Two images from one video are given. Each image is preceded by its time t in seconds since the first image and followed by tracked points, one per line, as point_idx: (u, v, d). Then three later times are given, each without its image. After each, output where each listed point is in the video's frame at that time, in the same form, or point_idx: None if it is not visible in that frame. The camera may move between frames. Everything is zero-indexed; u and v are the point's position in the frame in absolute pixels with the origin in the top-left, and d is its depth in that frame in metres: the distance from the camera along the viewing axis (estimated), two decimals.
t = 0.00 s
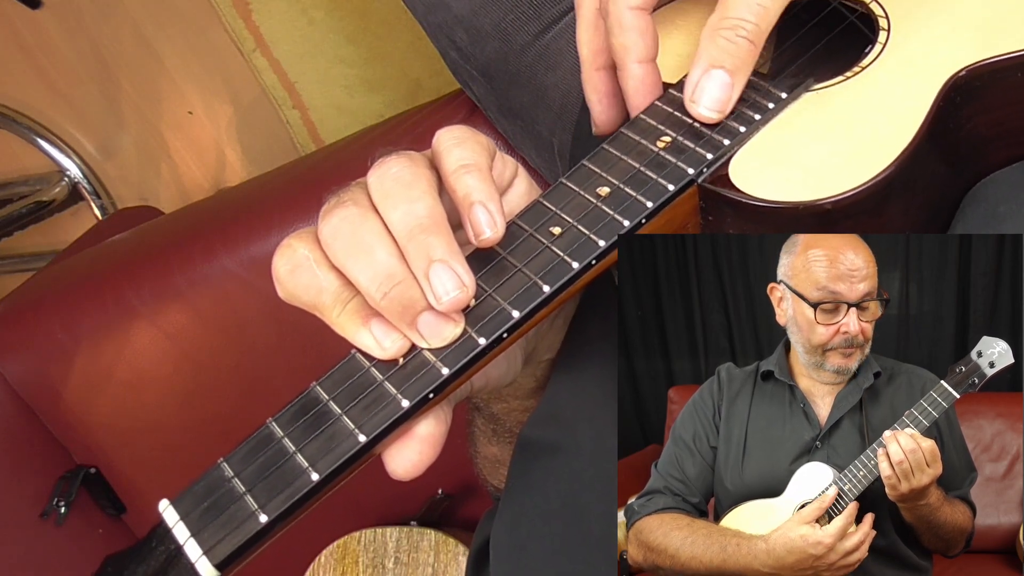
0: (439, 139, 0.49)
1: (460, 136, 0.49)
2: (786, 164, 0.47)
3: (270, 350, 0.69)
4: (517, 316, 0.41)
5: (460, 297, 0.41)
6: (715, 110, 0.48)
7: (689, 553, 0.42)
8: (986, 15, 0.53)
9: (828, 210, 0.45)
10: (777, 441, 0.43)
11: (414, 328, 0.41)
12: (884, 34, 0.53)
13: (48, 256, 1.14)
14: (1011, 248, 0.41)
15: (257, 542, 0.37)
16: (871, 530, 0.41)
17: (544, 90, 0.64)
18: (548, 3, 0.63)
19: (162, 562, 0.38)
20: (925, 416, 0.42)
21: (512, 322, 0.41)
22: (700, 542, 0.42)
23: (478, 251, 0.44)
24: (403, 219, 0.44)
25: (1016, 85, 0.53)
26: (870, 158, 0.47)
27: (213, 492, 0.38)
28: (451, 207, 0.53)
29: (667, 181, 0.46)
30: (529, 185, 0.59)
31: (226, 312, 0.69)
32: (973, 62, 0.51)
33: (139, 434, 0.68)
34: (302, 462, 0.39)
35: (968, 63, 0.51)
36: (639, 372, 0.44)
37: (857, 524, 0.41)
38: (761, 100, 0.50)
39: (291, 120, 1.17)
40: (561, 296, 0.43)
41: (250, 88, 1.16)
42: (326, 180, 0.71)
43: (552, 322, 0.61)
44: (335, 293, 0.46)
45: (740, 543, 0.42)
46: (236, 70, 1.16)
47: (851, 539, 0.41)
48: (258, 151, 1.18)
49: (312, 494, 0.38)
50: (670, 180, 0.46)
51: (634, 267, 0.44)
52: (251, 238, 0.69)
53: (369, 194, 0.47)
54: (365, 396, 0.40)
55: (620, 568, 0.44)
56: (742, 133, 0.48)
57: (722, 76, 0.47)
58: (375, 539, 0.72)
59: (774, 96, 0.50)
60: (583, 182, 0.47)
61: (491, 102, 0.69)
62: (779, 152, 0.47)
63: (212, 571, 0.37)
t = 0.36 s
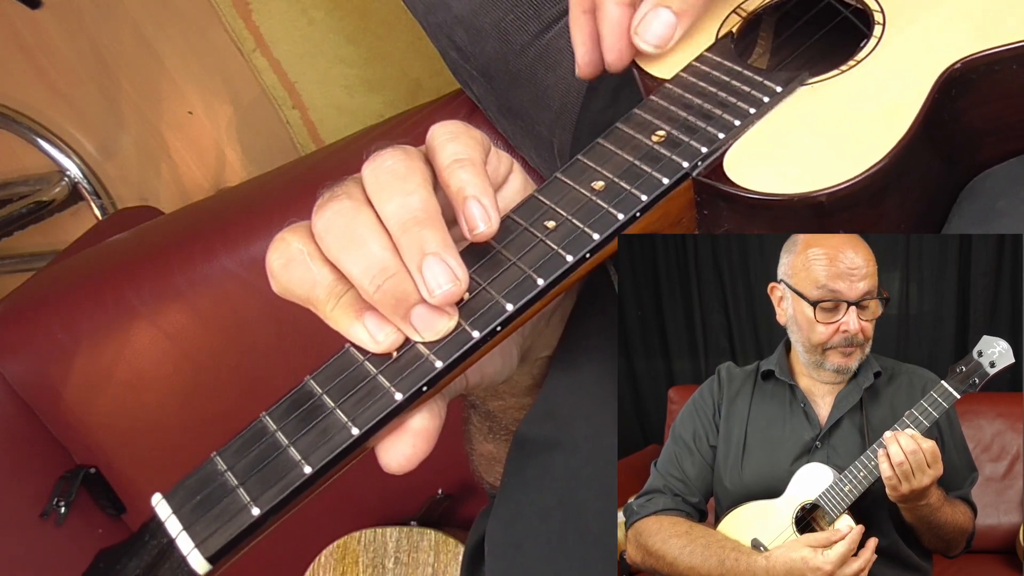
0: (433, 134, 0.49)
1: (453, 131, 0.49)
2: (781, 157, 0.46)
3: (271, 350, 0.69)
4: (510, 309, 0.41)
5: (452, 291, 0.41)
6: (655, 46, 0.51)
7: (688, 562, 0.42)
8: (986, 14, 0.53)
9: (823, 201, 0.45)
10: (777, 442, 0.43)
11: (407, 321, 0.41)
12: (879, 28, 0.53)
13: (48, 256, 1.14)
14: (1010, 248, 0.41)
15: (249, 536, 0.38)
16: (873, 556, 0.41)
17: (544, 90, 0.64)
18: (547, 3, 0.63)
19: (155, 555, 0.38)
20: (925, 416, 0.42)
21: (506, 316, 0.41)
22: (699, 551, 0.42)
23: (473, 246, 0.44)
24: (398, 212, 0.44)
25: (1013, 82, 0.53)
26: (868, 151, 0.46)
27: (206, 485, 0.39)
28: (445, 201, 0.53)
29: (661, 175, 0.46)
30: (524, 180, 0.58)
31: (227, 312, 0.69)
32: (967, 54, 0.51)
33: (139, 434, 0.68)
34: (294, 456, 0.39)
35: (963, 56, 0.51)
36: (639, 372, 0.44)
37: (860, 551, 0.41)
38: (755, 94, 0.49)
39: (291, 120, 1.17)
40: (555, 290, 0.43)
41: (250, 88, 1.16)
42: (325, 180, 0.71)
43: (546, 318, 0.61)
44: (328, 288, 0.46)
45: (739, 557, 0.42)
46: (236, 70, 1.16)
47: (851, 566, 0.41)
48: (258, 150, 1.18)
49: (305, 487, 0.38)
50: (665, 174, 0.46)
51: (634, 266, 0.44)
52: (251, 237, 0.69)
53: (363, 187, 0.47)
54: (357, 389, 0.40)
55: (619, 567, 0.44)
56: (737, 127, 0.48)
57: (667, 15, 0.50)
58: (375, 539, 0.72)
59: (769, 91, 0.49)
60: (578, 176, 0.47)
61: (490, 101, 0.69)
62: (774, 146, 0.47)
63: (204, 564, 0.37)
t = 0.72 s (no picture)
0: (423, 128, 0.49)
1: (443, 125, 0.48)
2: (771, 153, 0.47)
3: (271, 350, 0.69)
4: (499, 304, 0.41)
5: (442, 284, 0.40)
6: (690, 93, 0.47)
7: (689, 553, 0.42)
8: (984, 15, 0.53)
9: (813, 198, 0.45)
10: (777, 441, 0.43)
11: (395, 315, 0.41)
12: (873, 25, 0.53)
13: (48, 256, 1.14)
14: (1010, 248, 0.42)
15: (238, 527, 0.37)
16: (873, 530, 0.41)
17: (544, 91, 0.64)
18: (547, 4, 0.64)
19: (143, 546, 0.37)
20: (928, 417, 0.42)
21: (495, 310, 0.41)
22: (700, 542, 0.42)
23: (462, 241, 0.44)
24: (386, 206, 0.44)
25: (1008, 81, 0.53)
26: (859, 149, 0.47)
27: (193, 476, 0.38)
28: (437, 196, 0.52)
29: (652, 171, 0.45)
30: (516, 175, 0.58)
31: (228, 313, 0.69)
32: (960, 52, 0.51)
33: (140, 434, 0.68)
34: (282, 448, 0.38)
35: (954, 54, 0.51)
36: (639, 372, 0.44)
37: (858, 524, 0.41)
38: (748, 90, 0.49)
39: (291, 120, 1.17)
40: (544, 285, 0.42)
41: (250, 88, 1.16)
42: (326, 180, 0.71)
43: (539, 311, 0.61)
44: (317, 281, 0.46)
45: (741, 542, 0.42)
46: (236, 70, 1.16)
47: (853, 539, 0.41)
48: (258, 151, 1.18)
49: (293, 479, 0.38)
50: (655, 170, 0.45)
51: (634, 265, 0.44)
52: (251, 237, 0.69)
53: (353, 180, 0.47)
54: (346, 382, 0.40)
55: (620, 567, 0.44)
56: (727, 123, 0.47)
57: (700, 59, 0.46)
58: (375, 539, 0.72)
59: (761, 87, 0.49)
60: (569, 171, 0.46)
61: (490, 102, 0.69)
62: (769, 143, 0.47)
63: (191, 556, 0.36)
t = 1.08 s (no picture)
0: (428, 124, 0.49)
1: (448, 121, 0.48)
2: (772, 146, 0.46)
3: (271, 350, 0.69)
4: (506, 296, 0.41)
5: (449, 276, 0.40)
6: (657, 33, 0.52)
7: (687, 566, 0.42)
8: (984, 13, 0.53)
9: (817, 189, 0.45)
10: (777, 442, 0.43)
11: (402, 307, 0.41)
12: (876, 20, 0.53)
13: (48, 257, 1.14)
14: (1010, 248, 0.42)
15: (248, 516, 0.37)
16: (874, 558, 0.41)
17: (544, 89, 0.65)
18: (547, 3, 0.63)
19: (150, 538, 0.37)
20: (926, 418, 0.42)
21: (502, 301, 0.40)
22: (698, 554, 0.42)
23: (468, 236, 0.43)
24: (392, 199, 0.44)
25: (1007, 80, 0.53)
26: (860, 144, 0.46)
27: (201, 468, 0.38)
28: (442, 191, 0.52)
29: (657, 164, 0.45)
30: (520, 170, 0.58)
31: (228, 313, 0.69)
32: (961, 46, 0.51)
33: (140, 434, 0.68)
34: (290, 439, 0.38)
35: (959, 47, 0.51)
36: (639, 372, 0.44)
37: (860, 554, 0.41)
38: (752, 85, 0.49)
39: (291, 120, 1.17)
40: (550, 277, 0.42)
41: (250, 88, 1.17)
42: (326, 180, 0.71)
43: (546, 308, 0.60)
44: (323, 275, 0.45)
45: (738, 560, 0.42)
46: (236, 70, 1.16)
47: (851, 569, 0.41)
48: (258, 150, 1.18)
49: (302, 471, 0.37)
50: (660, 163, 0.45)
51: (635, 266, 0.45)
52: (250, 236, 0.69)
53: (359, 175, 0.47)
54: (354, 373, 0.40)
55: (620, 568, 0.44)
56: (732, 117, 0.48)
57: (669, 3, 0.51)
58: (375, 539, 0.72)
59: (765, 81, 0.50)
60: (574, 165, 0.46)
61: (490, 102, 0.68)
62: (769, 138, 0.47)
63: (200, 547, 0.36)
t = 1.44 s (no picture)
0: (388, 143, 0.49)
1: (408, 138, 0.48)
2: (771, 141, 0.47)
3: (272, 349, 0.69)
4: (499, 287, 0.40)
5: (401, 279, 0.40)
6: (695, 84, 0.47)
7: (689, 557, 0.42)
8: (982, 13, 0.53)
9: (814, 185, 0.45)
10: (777, 442, 0.43)
11: (361, 319, 0.40)
12: (874, 17, 0.53)
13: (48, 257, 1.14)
14: (1010, 248, 0.43)
15: (233, 507, 0.37)
16: (872, 533, 0.41)
17: (544, 90, 0.64)
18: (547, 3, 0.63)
19: (137, 525, 0.36)
20: (933, 411, 0.42)
21: (495, 292, 0.40)
22: (699, 545, 0.42)
23: (433, 248, 0.43)
24: (342, 210, 0.44)
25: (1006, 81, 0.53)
26: (859, 141, 0.47)
27: (188, 456, 0.38)
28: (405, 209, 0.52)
29: (653, 157, 0.45)
30: (488, 184, 0.59)
31: (228, 313, 0.69)
32: (961, 44, 0.52)
33: (141, 434, 0.68)
34: (279, 429, 0.38)
35: (956, 46, 0.52)
36: (639, 372, 0.44)
37: (857, 527, 0.41)
38: (749, 80, 0.49)
39: (291, 120, 1.17)
40: (544, 270, 0.42)
41: (250, 88, 1.17)
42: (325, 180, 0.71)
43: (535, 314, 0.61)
44: (273, 299, 0.44)
45: (740, 546, 0.42)
46: (236, 70, 1.16)
47: (851, 543, 0.41)
48: (258, 151, 1.18)
49: (288, 462, 0.37)
50: (657, 156, 0.45)
51: (634, 262, 0.45)
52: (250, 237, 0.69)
53: (309, 194, 0.47)
54: (345, 363, 0.40)
55: (619, 567, 0.44)
56: (728, 112, 0.47)
57: (703, 51, 0.47)
58: (375, 539, 0.72)
59: (763, 76, 0.49)
60: (568, 157, 0.45)
61: (492, 101, 0.69)
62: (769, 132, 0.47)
63: (185, 536, 0.36)
